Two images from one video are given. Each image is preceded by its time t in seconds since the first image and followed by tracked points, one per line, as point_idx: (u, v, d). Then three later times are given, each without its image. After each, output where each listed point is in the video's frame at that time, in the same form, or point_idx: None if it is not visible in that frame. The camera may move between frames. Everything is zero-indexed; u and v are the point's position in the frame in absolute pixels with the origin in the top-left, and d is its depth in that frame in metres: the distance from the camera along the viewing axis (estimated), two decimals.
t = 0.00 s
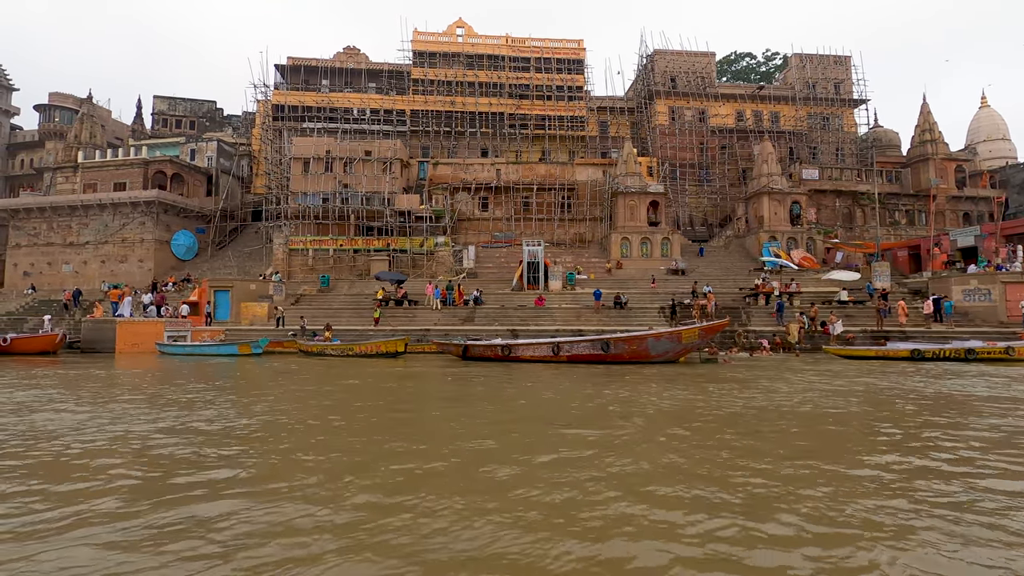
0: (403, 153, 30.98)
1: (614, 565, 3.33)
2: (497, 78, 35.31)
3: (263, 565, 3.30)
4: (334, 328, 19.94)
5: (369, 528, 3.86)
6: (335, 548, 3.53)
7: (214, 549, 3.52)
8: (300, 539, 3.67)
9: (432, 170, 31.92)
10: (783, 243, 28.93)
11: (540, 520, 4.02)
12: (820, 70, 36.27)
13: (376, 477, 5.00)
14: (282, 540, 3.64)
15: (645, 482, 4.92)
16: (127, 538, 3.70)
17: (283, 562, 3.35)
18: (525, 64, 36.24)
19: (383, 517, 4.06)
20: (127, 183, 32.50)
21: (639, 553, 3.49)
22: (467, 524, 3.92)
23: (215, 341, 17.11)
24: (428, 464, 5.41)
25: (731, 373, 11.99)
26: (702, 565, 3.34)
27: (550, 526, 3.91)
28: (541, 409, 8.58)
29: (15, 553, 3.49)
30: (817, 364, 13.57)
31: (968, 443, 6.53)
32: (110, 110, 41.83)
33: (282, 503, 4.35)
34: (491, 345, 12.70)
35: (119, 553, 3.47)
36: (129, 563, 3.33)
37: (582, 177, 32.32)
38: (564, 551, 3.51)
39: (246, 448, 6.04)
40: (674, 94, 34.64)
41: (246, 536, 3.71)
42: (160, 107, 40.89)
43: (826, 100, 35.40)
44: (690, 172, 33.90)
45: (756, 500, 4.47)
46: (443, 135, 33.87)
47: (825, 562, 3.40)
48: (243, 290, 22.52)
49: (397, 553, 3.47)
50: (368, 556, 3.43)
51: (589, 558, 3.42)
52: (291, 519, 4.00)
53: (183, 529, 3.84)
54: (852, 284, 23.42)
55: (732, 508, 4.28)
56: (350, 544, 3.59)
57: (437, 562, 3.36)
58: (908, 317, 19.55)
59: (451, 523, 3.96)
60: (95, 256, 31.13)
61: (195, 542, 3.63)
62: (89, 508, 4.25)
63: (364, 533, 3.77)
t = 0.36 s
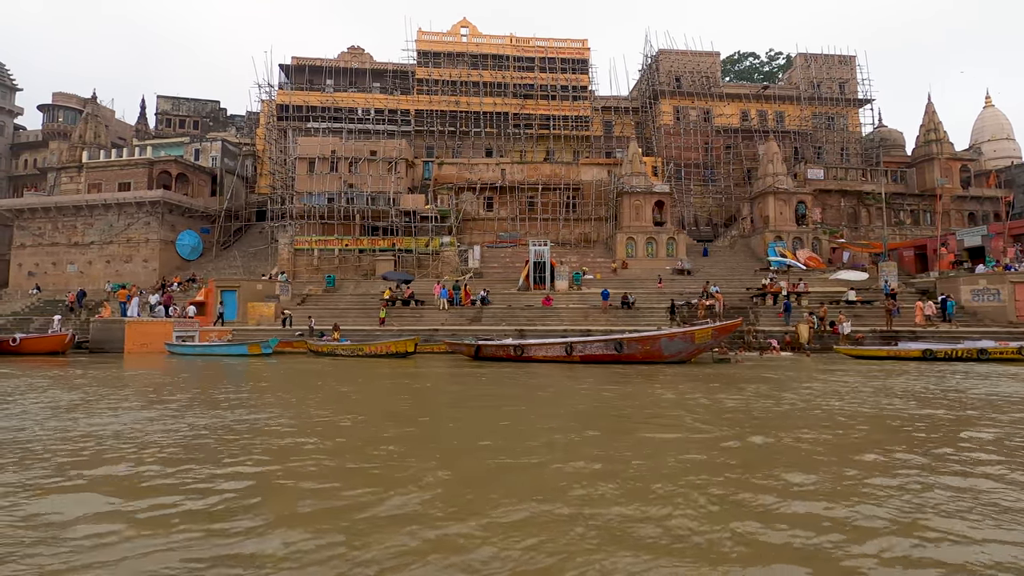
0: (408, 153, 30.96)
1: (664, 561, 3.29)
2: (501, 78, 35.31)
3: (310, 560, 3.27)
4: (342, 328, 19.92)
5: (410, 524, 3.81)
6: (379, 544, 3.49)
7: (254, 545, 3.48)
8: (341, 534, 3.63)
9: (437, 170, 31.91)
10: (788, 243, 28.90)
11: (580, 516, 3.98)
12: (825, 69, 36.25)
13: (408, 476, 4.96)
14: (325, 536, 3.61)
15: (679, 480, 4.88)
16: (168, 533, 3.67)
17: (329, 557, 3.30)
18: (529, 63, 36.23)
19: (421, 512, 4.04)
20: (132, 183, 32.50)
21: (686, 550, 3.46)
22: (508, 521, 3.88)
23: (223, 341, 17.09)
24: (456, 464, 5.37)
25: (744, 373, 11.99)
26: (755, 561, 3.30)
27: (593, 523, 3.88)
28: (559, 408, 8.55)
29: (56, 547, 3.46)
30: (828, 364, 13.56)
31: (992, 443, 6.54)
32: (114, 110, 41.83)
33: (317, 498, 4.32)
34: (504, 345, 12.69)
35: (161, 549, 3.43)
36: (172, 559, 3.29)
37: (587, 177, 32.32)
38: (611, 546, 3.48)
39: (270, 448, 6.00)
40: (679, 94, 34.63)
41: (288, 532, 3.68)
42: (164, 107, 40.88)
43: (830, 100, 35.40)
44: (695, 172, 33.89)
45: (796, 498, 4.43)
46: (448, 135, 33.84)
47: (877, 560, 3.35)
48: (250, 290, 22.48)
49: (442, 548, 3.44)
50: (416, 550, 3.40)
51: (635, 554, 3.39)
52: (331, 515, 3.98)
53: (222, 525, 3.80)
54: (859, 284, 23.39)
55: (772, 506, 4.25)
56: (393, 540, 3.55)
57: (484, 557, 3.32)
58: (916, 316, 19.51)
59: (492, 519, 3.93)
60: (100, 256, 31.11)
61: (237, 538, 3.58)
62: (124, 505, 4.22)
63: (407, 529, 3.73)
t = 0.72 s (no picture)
0: (413, 153, 30.95)
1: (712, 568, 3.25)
2: (506, 78, 35.31)
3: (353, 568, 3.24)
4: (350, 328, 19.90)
5: (448, 531, 3.78)
6: (421, 552, 3.45)
7: (294, 552, 3.44)
8: (381, 541, 3.60)
9: (442, 170, 31.88)
10: (794, 243, 28.86)
11: (620, 522, 3.96)
12: (830, 69, 36.20)
13: (437, 479, 4.93)
14: (365, 543, 3.57)
15: (711, 482, 4.85)
16: (205, 540, 3.64)
17: (372, 566, 3.26)
18: (534, 63, 36.19)
19: (458, 519, 4.00)
20: (136, 183, 32.47)
21: (732, 557, 3.42)
22: (547, 527, 3.85)
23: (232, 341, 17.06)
24: (484, 466, 5.35)
25: (757, 373, 11.97)
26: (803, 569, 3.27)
27: (633, 528, 3.85)
28: (577, 409, 8.52)
29: (93, 555, 3.42)
30: (841, 364, 13.55)
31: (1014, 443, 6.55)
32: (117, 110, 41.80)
33: (351, 503, 4.29)
34: (516, 345, 12.66)
35: (199, 556, 3.39)
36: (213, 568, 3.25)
37: (592, 177, 32.28)
38: (656, 554, 3.45)
39: (294, 450, 5.98)
40: (684, 93, 34.60)
41: (326, 539, 3.64)
42: (167, 107, 40.85)
43: (835, 100, 35.36)
44: (700, 172, 33.87)
45: (832, 501, 4.40)
46: (452, 135, 33.82)
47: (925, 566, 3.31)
48: (257, 290, 22.45)
49: (486, 557, 3.40)
50: (458, 559, 3.37)
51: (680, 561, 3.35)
52: (367, 522, 3.94)
53: (259, 532, 3.77)
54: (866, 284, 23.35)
55: (811, 510, 4.21)
56: (434, 548, 3.51)
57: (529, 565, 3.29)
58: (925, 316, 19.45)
59: (530, 524, 3.90)
60: (104, 256, 31.08)
61: (275, 545, 3.54)
62: (156, 510, 4.18)
63: (446, 536, 3.70)
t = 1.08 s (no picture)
0: (418, 153, 30.93)
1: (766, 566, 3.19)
2: (510, 77, 35.30)
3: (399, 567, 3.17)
4: (357, 328, 19.86)
5: (489, 529, 3.72)
6: (464, 551, 3.38)
7: (336, 551, 3.37)
8: (422, 540, 3.53)
9: (447, 170, 31.87)
10: (799, 243, 28.82)
11: (658, 516, 3.94)
12: (834, 69, 36.16)
13: (468, 477, 4.88)
14: (406, 541, 3.51)
15: (746, 480, 4.79)
16: (244, 537, 3.58)
17: (417, 564, 3.19)
18: (538, 63, 36.17)
19: (497, 516, 3.95)
20: (140, 183, 32.45)
21: (782, 554, 3.36)
22: (587, 525, 3.79)
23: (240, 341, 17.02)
24: (512, 464, 5.30)
25: (771, 373, 11.95)
26: (850, 562, 3.26)
27: (676, 526, 3.79)
28: (596, 408, 8.47)
29: (131, 553, 3.36)
30: (853, 364, 13.50)
31: None
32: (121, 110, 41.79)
33: (385, 502, 4.23)
34: (528, 345, 12.63)
35: (239, 555, 3.32)
36: (254, 566, 3.18)
37: (597, 176, 32.27)
38: (701, 548, 3.43)
39: (318, 449, 5.93)
40: (688, 93, 34.61)
41: (366, 537, 3.58)
42: (171, 107, 40.85)
43: (840, 99, 35.32)
44: (705, 172, 33.86)
45: (872, 499, 4.34)
46: (457, 135, 33.79)
47: (981, 564, 3.25)
48: (263, 290, 22.39)
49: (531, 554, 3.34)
50: (504, 557, 3.30)
51: (731, 559, 3.28)
52: (404, 519, 3.89)
53: (297, 530, 3.70)
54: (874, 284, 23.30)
55: (853, 507, 4.15)
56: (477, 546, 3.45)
57: (577, 563, 3.22)
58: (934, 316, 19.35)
59: (570, 522, 3.84)
60: (109, 256, 31.07)
61: (316, 543, 3.48)
62: (188, 508, 4.13)
63: (488, 534, 3.64)
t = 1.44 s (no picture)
0: (423, 153, 30.91)
1: (817, 567, 3.14)
2: (515, 77, 35.30)
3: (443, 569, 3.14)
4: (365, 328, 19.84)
5: (530, 529, 3.69)
6: (509, 551, 3.37)
7: (380, 551, 3.35)
8: (465, 541, 3.50)
9: (452, 170, 31.86)
10: (805, 243, 28.77)
11: (696, 516, 3.93)
12: (839, 68, 36.11)
13: (498, 478, 4.85)
14: (449, 544, 3.47)
15: (780, 480, 4.75)
16: (283, 539, 3.54)
17: (462, 567, 3.15)
18: (542, 63, 36.16)
19: (538, 518, 3.91)
20: (145, 183, 32.44)
21: (830, 553, 3.33)
22: (628, 525, 3.76)
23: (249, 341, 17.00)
24: (541, 464, 5.28)
25: (784, 373, 11.94)
26: (898, 560, 3.24)
27: (718, 526, 3.75)
28: (614, 409, 8.44)
29: (171, 556, 3.33)
30: (864, 364, 13.49)
31: None
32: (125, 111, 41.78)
33: (419, 504, 4.20)
34: (541, 345, 12.62)
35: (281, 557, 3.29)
36: (299, 569, 3.14)
37: (602, 176, 32.27)
38: (745, 547, 3.42)
39: (344, 449, 5.89)
40: (693, 93, 34.61)
41: (405, 539, 3.54)
42: (175, 107, 40.83)
43: (845, 99, 35.29)
44: (710, 172, 33.85)
45: (911, 499, 4.30)
46: (462, 134, 33.76)
47: None
48: (270, 290, 22.35)
49: (576, 556, 3.30)
50: (551, 558, 3.26)
51: (779, 561, 3.23)
52: (441, 521, 3.86)
53: (334, 532, 3.67)
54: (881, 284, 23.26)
55: (895, 507, 4.11)
56: (520, 549, 3.40)
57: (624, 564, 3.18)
58: (942, 316, 19.29)
59: (611, 523, 3.80)
60: (114, 256, 31.07)
61: (359, 545, 3.44)
62: (220, 509, 4.08)
63: (529, 535, 3.62)
